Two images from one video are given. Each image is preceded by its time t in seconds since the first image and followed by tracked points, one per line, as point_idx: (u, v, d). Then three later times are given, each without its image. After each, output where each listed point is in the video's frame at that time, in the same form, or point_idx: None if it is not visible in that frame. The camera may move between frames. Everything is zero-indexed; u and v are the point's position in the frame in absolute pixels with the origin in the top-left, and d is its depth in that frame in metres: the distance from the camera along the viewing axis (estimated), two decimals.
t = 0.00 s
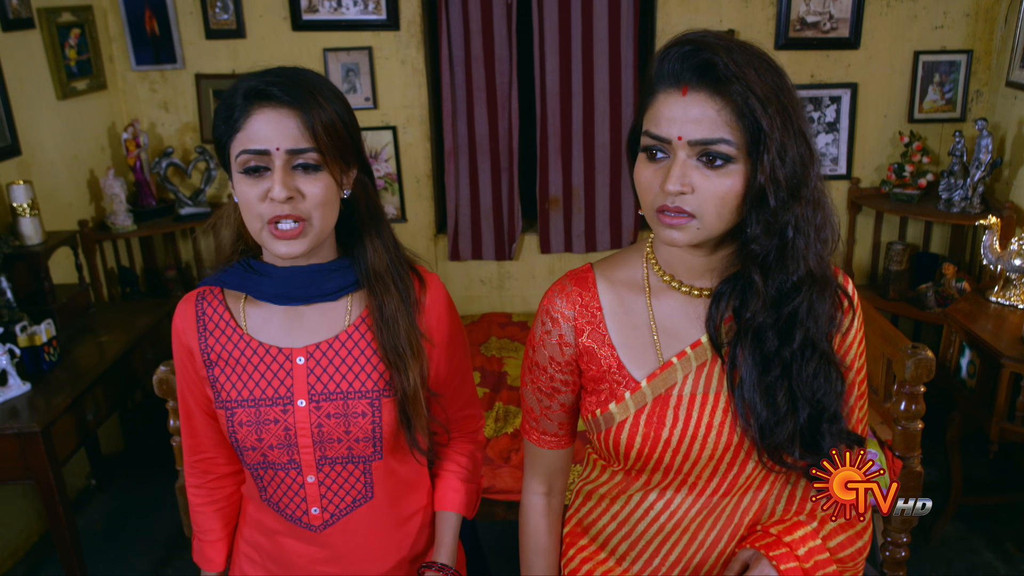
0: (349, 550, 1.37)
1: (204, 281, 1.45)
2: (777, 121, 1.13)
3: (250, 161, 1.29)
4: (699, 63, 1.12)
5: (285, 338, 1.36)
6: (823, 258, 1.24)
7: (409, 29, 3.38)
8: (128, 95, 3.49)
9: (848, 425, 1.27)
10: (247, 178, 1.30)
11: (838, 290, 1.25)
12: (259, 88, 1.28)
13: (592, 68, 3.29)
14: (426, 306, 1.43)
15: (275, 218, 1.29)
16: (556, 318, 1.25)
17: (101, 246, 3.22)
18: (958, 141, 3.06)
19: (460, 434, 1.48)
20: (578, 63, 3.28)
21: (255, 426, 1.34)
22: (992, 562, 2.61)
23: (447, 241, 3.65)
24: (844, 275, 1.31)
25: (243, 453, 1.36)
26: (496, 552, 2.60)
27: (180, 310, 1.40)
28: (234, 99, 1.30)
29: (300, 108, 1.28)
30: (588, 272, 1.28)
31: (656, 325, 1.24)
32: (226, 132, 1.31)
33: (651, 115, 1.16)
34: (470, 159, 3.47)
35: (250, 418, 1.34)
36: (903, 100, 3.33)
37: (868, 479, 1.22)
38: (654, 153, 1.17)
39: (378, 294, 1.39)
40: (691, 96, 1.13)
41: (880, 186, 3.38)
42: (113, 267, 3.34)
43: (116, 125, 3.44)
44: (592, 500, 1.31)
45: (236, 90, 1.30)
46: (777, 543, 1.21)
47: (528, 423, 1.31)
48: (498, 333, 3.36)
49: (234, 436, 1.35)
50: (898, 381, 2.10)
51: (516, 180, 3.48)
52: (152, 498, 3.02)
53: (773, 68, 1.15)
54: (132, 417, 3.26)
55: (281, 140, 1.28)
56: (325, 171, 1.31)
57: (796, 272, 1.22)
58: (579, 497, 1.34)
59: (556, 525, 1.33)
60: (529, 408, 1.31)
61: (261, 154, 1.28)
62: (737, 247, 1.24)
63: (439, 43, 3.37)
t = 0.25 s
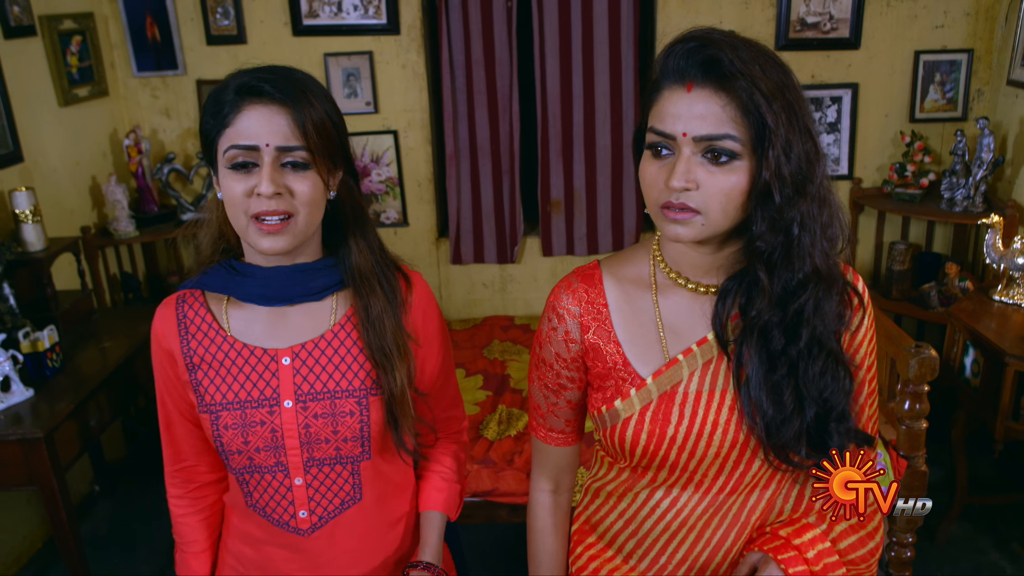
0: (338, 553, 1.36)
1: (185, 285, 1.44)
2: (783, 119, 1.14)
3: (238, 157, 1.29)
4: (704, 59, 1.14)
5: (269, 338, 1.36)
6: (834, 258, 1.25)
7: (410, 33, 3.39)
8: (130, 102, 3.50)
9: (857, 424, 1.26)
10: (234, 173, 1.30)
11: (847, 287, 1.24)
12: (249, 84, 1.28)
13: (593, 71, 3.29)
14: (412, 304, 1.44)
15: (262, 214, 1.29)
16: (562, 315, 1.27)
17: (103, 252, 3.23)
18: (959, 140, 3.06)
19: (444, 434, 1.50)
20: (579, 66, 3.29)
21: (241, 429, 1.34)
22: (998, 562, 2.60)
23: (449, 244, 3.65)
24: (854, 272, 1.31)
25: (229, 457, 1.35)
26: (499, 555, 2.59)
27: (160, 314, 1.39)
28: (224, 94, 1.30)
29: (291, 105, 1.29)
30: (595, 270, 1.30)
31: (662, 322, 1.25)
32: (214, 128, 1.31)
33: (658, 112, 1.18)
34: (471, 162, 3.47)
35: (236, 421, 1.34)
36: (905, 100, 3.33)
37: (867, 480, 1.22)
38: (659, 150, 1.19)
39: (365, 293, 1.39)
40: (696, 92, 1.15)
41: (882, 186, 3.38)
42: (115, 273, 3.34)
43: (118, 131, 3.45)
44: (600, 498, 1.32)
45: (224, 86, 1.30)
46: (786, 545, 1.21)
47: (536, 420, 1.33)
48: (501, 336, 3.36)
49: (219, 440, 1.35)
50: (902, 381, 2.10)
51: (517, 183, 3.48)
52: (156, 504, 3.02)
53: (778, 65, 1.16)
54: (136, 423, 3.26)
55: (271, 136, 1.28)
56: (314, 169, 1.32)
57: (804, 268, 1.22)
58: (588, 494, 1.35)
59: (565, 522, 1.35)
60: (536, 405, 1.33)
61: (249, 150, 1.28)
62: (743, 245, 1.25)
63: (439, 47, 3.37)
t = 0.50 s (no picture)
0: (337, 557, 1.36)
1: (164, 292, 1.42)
2: (783, 114, 1.14)
3: (237, 158, 1.29)
4: (705, 56, 1.14)
5: (260, 343, 1.35)
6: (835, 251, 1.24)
7: (407, 38, 3.39)
8: (128, 108, 3.50)
9: (862, 419, 1.25)
10: (232, 174, 1.30)
11: (851, 283, 1.23)
12: (248, 86, 1.29)
13: (591, 73, 3.29)
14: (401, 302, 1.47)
15: (262, 214, 1.30)
16: (565, 311, 1.28)
17: (102, 258, 3.23)
18: (958, 138, 3.06)
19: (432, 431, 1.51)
20: (577, 68, 3.29)
21: (236, 435, 1.33)
22: (1002, 561, 2.59)
23: (448, 248, 3.65)
24: (859, 269, 1.30)
25: (224, 464, 1.34)
26: (501, 558, 2.58)
27: (142, 323, 1.37)
28: (220, 94, 1.30)
29: (291, 106, 1.31)
30: (599, 267, 1.31)
31: (666, 318, 1.26)
32: (209, 127, 1.31)
33: (658, 110, 1.19)
34: (470, 165, 3.47)
35: (230, 426, 1.33)
36: (903, 99, 3.33)
37: (867, 480, 1.22)
38: (660, 147, 1.19)
39: (354, 292, 1.41)
40: (696, 89, 1.15)
41: (881, 185, 3.38)
42: (115, 279, 3.34)
43: (117, 137, 3.45)
44: (606, 495, 1.33)
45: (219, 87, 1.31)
46: (792, 545, 1.21)
47: (542, 417, 1.34)
48: (502, 339, 3.35)
49: (212, 447, 1.34)
50: (903, 379, 2.10)
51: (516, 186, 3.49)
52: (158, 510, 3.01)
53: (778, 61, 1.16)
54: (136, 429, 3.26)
55: (273, 137, 1.29)
56: (311, 171, 1.34)
57: (807, 264, 1.22)
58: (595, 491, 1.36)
59: (570, 518, 1.37)
60: (541, 402, 1.34)
61: (250, 151, 1.29)
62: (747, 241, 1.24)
63: (437, 51, 3.37)
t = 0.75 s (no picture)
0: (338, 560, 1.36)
1: (145, 302, 1.39)
2: (784, 110, 1.15)
3: (251, 158, 1.29)
4: (705, 54, 1.15)
5: (254, 347, 1.35)
6: (836, 245, 1.24)
7: (405, 42, 3.39)
8: (126, 115, 3.51)
9: (865, 415, 1.25)
10: (243, 175, 1.29)
11: (852, 279, 1.23)
12: (260, 93, 1.30)
13: (588, 75, 3.30)
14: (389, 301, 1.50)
15: (276, 215, 1.31)
16: (568, 311, 1.28)
17: (102, 265, 3.23)
18: (956, 137, 3.06)
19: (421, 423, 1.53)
20: (574, 71, 3.29)
21: (235, 440, 1.33)
22: (1005, 560, 2.58)
23: (447, 251, 3.65)
24: (862, 266, 1.30)
25: (223, 471, 1.34)
26: (503, 561, 2.58)
27: (126, 334, 1.34)
28: (224, 97, 1.29)
29: (300, 111, 1.35)
30: (601, 266, 1.31)
31: (668, 317, 1.26)
32: (215, 133, 1.28)
33: (659, 108, 1.18)
34: (468, 169, 3.48)
35: (228, 432, 1.32)
36: (900, 99, 3.33)
37: (867, 480, 1.22)
38: (661, 147, 1.19)
39: (344, 292, 1.42)
40: (696, 88, 1.15)
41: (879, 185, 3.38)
42: (115, 286, 3.34)
43: (116, 144, 3.46)
44: (611, 493, 1.33)
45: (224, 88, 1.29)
46: (796, 544, 1.20)
47: (547, 418, 1.34)
48: (501, 342, 3.35)
49: (210, 454, 1.33)
50: (904, 377, 2.10)
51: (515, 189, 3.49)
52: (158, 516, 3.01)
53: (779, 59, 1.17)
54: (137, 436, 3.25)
55: (289, 138, 1.31)
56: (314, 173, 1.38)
57: (807, 260, 1.22)
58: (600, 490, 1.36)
59: (576, 519, 1.36)
60: (545, 403, 1.33)
61: (265, 152, 1.29)
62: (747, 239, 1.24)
63: (435, 55, 3.38)
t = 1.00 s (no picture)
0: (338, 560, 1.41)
1: (134, 322, 1.33)
2: (784, 110, 1.15)
3: (270, 167, 1.31)
4: (705, 54, 1.15)
5: (263, 352, 1.38)
6: (837, 242, 1.24)
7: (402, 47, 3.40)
8: (125, 123, 3.51)
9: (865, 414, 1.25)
10: (266, 183, 1.31)
11: (853, 276, 1.23)
12: (263, 100, 1.34)
13: (586, 78, 3.30)
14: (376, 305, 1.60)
15: (300, 217, 1.35)
16: (570, 313, 1.27)
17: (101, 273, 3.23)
18: (953, 137, 3.06)
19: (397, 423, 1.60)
20: (571, 74, 3.30)
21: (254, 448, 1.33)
22: (1008, 559, 2.58)
23: (447, 256, 3.65)
24: (863, 265, 1.29)
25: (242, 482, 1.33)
26: (505, 565, 2.57)
27: (123, 357, 1.28)
28: (228, 107, 1.29)
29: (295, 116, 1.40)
30: (603, 268, 1.30)
31: (669, 318, 1.25)
32: (232, 150, 1.29)
33: (658, 109, 1.18)
34: (467, 173, 3.48)
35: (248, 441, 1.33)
36: (897, 99, 3.34)
37: (866, 480, 1.23)
38: (662, 148, 1.19)
39: (338, 290, 1.52)
40: (696, 87, 1.15)
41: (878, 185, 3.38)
42: (114, 294, 3.34)
43: (114, 152, 3.46)
44: (614, 494, 1.33)
45: (223, 98, 1.30)
46: (800, 544, 1.20)
47: (551, 420, 1.33)
48: (501, 346, 3.35)
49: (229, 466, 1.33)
50: (904, 377, 2.10)
51: (513, 193, 3.49)
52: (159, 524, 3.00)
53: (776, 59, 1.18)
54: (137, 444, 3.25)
55: (295, 142, 1.36)
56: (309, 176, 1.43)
57: (808, 257, 1.22)
58: (603, 491, 1.36)
59: (580, 520, 1.36)
60: (549, 405, 1.33)
61: (280, 158, 1.33)
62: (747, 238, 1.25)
63: (432, 60, 3.38)
